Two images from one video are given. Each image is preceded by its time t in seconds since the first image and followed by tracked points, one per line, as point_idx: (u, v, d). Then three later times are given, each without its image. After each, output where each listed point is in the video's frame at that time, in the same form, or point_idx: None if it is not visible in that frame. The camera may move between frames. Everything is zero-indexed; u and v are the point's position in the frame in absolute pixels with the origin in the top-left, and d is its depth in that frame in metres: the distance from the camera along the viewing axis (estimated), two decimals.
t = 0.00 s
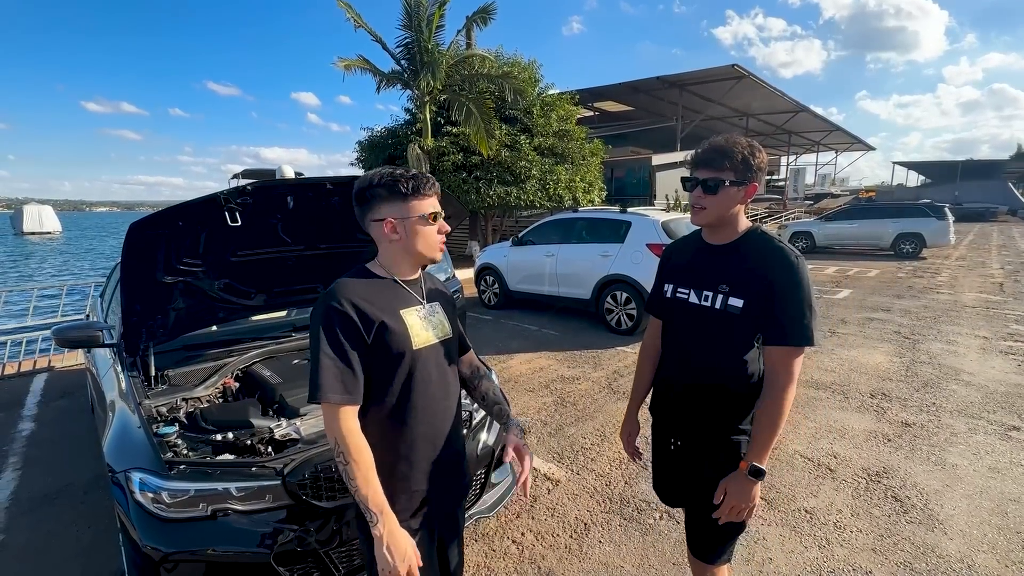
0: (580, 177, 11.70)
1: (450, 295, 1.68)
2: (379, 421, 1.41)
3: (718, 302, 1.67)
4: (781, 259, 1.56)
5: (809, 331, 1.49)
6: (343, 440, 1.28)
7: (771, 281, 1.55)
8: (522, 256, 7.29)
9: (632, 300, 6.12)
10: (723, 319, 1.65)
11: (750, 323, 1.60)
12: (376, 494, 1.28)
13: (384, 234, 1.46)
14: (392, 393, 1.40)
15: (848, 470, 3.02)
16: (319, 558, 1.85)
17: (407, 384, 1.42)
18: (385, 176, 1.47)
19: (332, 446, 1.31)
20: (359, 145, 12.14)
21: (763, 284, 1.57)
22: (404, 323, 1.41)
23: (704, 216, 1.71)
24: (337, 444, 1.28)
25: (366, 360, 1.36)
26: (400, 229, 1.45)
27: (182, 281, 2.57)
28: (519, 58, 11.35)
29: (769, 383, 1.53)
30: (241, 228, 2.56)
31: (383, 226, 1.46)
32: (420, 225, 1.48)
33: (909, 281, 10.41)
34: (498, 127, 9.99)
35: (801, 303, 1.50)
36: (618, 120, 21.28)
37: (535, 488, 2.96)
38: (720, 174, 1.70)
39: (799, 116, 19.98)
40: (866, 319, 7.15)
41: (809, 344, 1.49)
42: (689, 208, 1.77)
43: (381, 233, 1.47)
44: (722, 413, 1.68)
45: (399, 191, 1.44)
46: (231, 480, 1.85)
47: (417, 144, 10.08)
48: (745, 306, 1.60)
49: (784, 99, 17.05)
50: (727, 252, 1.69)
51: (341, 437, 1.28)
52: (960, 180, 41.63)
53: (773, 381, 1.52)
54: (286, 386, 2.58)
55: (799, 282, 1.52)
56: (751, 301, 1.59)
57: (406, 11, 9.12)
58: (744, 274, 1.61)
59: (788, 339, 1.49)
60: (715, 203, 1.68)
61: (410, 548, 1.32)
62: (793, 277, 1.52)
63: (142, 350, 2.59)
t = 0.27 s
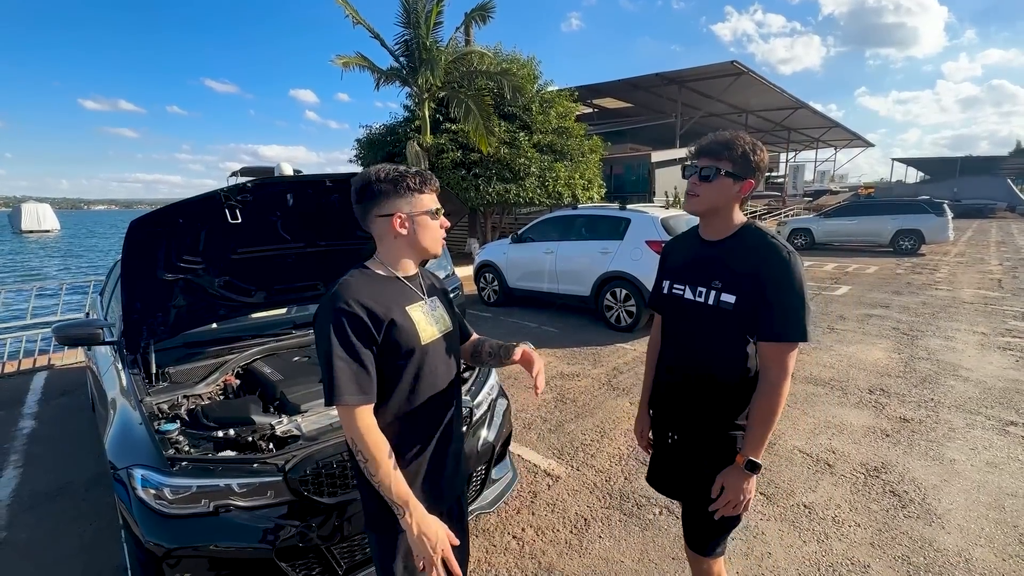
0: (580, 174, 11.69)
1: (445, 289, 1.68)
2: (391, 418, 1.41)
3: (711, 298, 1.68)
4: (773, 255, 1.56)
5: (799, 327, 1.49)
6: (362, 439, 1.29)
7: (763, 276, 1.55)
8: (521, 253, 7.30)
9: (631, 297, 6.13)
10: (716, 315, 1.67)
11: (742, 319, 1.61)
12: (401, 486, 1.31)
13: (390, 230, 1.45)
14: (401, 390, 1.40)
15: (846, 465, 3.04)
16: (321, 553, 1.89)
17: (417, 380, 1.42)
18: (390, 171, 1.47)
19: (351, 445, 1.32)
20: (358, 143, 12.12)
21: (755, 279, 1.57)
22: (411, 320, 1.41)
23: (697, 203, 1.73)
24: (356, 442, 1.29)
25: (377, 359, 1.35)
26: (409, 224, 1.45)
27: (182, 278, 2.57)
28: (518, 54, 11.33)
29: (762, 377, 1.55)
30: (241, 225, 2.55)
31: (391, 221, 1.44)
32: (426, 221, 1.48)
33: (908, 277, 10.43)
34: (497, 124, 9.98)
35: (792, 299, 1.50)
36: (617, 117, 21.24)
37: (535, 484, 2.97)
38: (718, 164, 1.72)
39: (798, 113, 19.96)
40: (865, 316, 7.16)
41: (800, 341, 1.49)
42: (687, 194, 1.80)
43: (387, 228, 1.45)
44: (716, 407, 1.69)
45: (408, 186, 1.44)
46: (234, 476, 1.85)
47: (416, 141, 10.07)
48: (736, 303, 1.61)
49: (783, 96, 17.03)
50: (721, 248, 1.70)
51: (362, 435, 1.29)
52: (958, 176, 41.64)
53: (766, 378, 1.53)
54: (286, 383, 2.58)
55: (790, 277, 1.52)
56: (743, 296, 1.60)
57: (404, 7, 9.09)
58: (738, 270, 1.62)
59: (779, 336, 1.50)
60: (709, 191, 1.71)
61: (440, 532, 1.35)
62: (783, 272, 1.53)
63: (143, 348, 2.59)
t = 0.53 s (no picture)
0: (579, 169, 11.68)
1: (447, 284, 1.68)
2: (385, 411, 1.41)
3: (706, 288, 1.70)
4: (765, 244, 1.57)
5: (794, 314, 1.50)
6: (314, 434, 1.26)
7: (756, 264, 1.56)
8: (520, 248, 7.30)
9: (630, 292, 6.14)
10: (711, 305, 1.68)
11: (735, 308, 1.62)
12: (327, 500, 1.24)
13: (390, 225, 1.46)
14: (398, 384, 1.40)
15: (844, 458, 3.06)
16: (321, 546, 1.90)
17: (416, 373, 1.42)
18: (385, 166, 1.46)
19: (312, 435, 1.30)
20: (357, 139, 12.10)
21: (750, 267, 1.58)
22: (410, 314, 1.40)
23: (692, 194, 1.74)
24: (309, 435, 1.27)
25: (374, 353, 1.35)
26: (408, 217, 1.45)
27: (182, 273, 2.57)
28: (517, 50, 11.31)
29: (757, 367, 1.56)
30: (240, 220, 2.56)
31: (389, 216, 1.45)
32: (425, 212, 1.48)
33: (906, 272, 10.45)
34: (496, 120, 9.96)
35: (786, 285, 1.51)
36: (616, 112, 21.20)
37: (534, 477, 2.98)
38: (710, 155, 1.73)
39: (798, 108, 19.93)
40: (863, 310, 7.18)
41: (795, 328, 1.50)
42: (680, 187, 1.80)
43: (386, 223, 1.46)
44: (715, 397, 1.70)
45: (404, 179, 1.44)
46: (234, 469, 1.87)
47: (414, 137, 10.05)
48: (730, 291, 1.63)
49: (782, 91, 17.01)
50: (715, 238, 1.71)
51: (319, 434, 1.26)
52: (957, 171, 41.65)
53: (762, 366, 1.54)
54: (286, 377, 2.58)
55: (784, 265, 1.53)
56: (737, 285, 1.61)
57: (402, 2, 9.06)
58: (732, 258, 1.63)
59: (771, 323, 1.51)
60: (702, 182, 1.71)
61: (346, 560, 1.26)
62: (778, 260, 1.54)
63: (143, 343, 2.60)
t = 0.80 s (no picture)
0: (577, 164, 11.67)
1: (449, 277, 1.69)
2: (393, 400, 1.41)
3: (709, 277, 1.68)
4: (770, 234, 1.59)
5: (799, 301, 1.53)
6: (319, 426, 1.26)
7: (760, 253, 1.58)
8: (519, 243, 7.30)
9: (629, 287, 6.15)
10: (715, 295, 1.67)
11: (740, 297, 1.62)
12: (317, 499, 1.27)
13: (395, 217, 1.46)
14: (409, 373, 1.41)
15: (841, 450, 3.08)
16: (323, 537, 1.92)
17: (426, 363, 1.43)
18: (391, 158, 1.46)
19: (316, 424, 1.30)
20: (354, 134, 12.06)
21: (754, 256, 1.59)
22: (422, 305, 1.41)
23: (707, 193, 1.73)
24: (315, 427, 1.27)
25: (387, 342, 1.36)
26: (412, 210, 1.46)
27: (181, 268, 2.57)
28: (515, 44, 11.27)
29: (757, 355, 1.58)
30: (239, 214, 2.56)
31: (394, 208, 1.45)
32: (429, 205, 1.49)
33: (904, 266, 10.48)
34: (494, 115, 9.94)
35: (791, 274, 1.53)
36: (614, 107, 21.16)
37: (533, 470, 3.00)
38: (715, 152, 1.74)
39: (796, 102, 19.90)
40: (861, 304, 7.21)
41: (800, 316, 1.52)
42: (688, 187, 1.78)
43: (391, 216, 1.46)
44: (714, 386, 1.73)
45: (410, 172, 1.44)
46: (235, 462, 1.88)
47: (412, 132, 10.03)
48: (735, 281, 1.62)
49: (781, 85, 16.97)
50: (719, 230, 1.71)
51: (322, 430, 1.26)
52: (956, 166, 41.67)
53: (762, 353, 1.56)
54: (286, 371, 2.59)
55: (788, 254, 1.55)
56: (741, 273, 1.61)
57: None
58: (735, 248, 1.63)
59: (780, 311, 1.52)
60: (717, 179, 1.72)
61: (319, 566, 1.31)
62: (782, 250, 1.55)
63: (143, 337, 2.61)
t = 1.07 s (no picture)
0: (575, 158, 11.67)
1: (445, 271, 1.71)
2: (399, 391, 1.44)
3: (714, 270, 1.69)
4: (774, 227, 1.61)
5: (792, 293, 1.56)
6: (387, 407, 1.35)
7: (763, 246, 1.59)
8: (517, 238, 7.31)
9: (627, 281, 6.18)
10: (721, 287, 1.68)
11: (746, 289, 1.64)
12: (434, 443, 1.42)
13: (392, 212, 1.47)
14: (412, 365, 1.44)
15: (835, 440, 3.12)
16: (325, 527, 1.95)
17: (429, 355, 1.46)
18: (389, 153, 1.47)
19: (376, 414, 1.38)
20: (352, 129, 12.03)
21: (759, 249, 1.60)
22: (422, 297, 1.43)
23: (707, 186, 1.73)
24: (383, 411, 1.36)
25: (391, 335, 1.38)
26: (409, 205, 1.47)
27: (181, 262, 2.59)
28: (513, 37, 11.23)
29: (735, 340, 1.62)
30: (238, 209, 2.57)
31: (392, 203, 1.46)
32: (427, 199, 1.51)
33: (901, 259, 10.52)
34: (492, 109, 9.92)
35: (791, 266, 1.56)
36: (612, 100, 21.11)
37: (532, 462, 3.04)
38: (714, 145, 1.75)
39: (795, 95, 19.87)
40: (857, 297, 7.24)
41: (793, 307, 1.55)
42: (688, 180, 1.79)
43: (388, 210, 1.47)
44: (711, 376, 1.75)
45: (408, 167, 1.46)
46: (238, 454, 1.91)
47: (410, 127, 10.01)
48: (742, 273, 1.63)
49: (779, 78, 16.94)
50: (723, 222, 1.71)
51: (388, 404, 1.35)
52: (954, 159, 41.68)
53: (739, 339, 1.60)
54: (287, 364, 2.61)
55: (790, 248, 1.57)
56: (746, 267, 1.62)
57: None
58: (739, 241, 1.64)
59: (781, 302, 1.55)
60: (716, 173, 1.72)
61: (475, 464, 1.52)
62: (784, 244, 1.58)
63: (144, 332, 2.63)
